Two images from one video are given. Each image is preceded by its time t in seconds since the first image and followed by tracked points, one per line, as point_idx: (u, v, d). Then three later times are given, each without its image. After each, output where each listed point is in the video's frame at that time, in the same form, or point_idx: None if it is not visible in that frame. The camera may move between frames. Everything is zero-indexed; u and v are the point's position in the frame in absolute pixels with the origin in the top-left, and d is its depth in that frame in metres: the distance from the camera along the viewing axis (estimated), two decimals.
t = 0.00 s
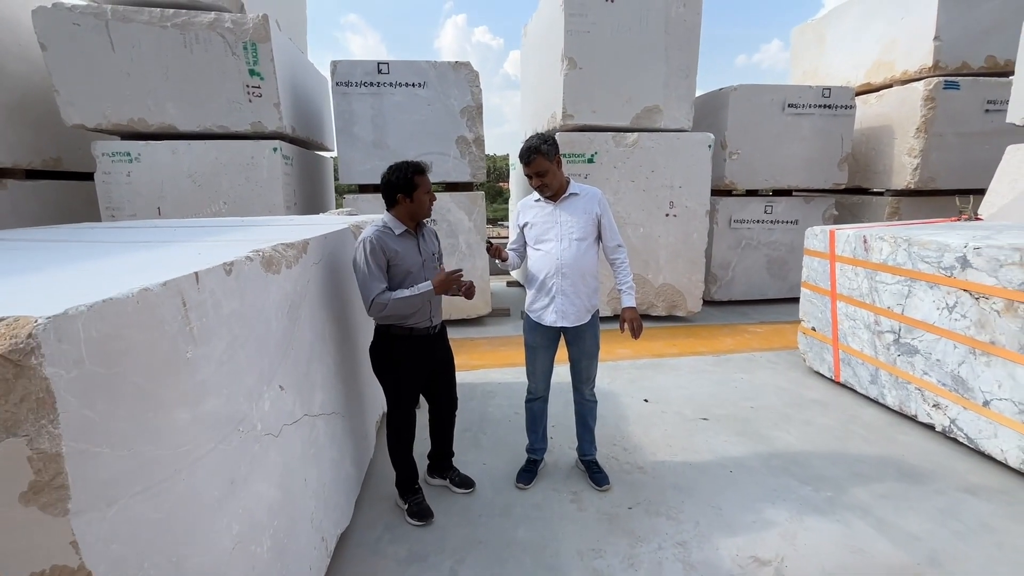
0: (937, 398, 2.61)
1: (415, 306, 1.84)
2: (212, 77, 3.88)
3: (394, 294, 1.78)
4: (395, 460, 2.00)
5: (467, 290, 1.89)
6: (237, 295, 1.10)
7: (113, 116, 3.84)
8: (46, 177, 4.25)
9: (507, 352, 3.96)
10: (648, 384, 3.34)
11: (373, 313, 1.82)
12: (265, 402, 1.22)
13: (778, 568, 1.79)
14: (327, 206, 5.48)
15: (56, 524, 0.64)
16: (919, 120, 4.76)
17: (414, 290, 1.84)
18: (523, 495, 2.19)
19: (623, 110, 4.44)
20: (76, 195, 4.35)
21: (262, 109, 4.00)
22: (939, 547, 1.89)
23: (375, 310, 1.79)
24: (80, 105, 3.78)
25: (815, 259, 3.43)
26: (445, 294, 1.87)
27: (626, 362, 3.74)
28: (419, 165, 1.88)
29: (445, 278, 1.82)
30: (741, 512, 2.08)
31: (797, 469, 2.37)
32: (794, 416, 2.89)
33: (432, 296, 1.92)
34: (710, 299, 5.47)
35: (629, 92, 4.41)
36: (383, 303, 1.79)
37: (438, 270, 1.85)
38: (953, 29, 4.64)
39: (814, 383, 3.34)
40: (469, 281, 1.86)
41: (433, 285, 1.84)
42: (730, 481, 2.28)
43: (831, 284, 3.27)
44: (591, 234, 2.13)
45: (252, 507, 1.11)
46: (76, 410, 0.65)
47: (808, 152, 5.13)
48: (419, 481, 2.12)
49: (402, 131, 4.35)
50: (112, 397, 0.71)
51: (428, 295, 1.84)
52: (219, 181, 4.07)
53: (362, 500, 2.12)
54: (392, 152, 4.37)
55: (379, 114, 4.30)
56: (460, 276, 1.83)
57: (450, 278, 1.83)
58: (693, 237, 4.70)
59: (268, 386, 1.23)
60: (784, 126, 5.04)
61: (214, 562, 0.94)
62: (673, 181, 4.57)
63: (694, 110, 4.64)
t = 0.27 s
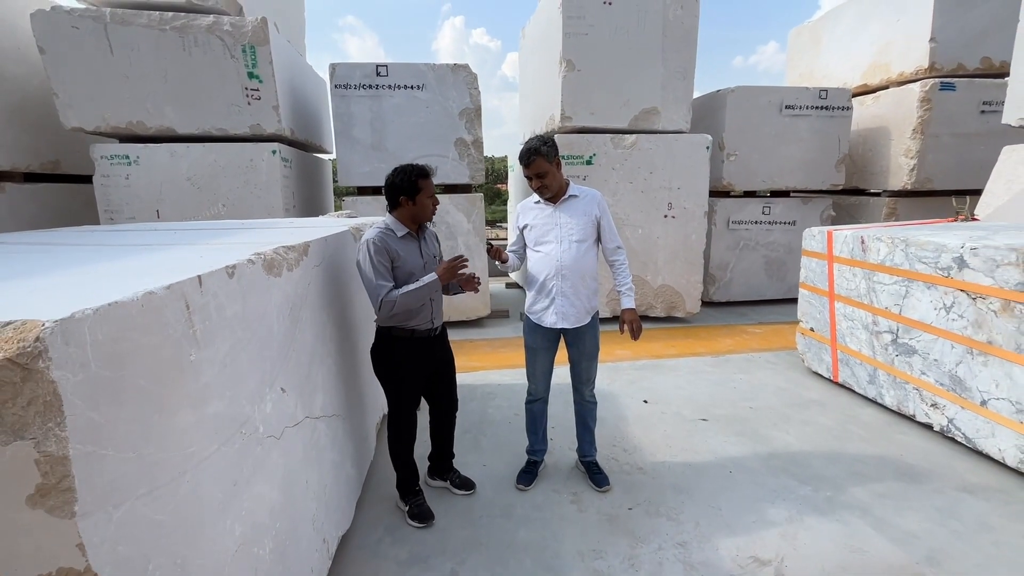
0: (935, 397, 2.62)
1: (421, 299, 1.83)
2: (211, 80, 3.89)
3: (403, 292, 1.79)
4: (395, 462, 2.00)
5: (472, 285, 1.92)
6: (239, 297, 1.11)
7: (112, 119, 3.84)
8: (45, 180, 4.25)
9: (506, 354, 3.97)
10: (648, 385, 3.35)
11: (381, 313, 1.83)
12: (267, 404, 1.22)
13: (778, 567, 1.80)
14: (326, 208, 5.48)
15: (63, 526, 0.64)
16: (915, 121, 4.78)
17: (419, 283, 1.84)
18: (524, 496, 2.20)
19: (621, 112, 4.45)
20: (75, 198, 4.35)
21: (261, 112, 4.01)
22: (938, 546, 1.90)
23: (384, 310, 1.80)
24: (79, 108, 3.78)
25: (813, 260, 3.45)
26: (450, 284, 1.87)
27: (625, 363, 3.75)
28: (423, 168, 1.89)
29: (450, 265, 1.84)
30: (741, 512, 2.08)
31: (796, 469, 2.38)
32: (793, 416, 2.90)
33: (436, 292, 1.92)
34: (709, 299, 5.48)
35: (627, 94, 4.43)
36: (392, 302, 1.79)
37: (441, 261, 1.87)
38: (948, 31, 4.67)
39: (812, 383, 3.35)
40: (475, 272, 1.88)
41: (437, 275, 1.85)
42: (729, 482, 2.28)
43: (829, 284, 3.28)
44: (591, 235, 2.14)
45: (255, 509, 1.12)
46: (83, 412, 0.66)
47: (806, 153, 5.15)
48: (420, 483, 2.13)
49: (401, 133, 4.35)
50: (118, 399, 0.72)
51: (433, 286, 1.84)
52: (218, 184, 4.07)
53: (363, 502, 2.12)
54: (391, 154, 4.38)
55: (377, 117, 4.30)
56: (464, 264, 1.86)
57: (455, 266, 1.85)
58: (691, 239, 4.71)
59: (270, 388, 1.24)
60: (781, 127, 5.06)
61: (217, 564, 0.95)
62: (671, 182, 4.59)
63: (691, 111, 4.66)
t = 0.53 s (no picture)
0: (937, 399, 2.61)
1: (424, 306, 1.84)
2: (209, 81, 3.87)
3: (405, 297, 1.79)
4: (396, 467, 1.99)
5: (476, 289, 1.92)
6: (238, 302, 1.09)
7: (109, 121, 3.82)
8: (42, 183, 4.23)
9: (506, 356, 3.95)
10: (649, 387, 3.34)
11: (382, 316, 1.81)
12: (266, 410, 1.21)
13: (782, 572, 1.78)
14: (324, 210, 5.46)
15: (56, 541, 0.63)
16: (914, 121, 4.78)
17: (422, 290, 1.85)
18: (525, 500, 2.18)
19: (620, 113, 4.44)
20: (73, 200, 4.33)
21: (259, 114, 3.99)
22: (942, 549, 1.88)
23: (385, 314, 1.79)
24: (76, 110, 3.76)
25: (814, 261, 3.44)
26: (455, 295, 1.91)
27: (626, 365, 3.73)
28: (426, 171, 1.88)
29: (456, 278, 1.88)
30: (744, 516, 2.07)
31: (799, 472, 2.37)
32: (794, 418, 2.89)
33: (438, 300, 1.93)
34: (709, 301, 5.47)
35: (626, 95, 4.42)
36: (393, 307, 1.79)
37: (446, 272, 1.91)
38: (948, 31, 4.67)
39: (814, 385, 3.33)
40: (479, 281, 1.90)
41: (442, 285, 1.88)
42: (732, 485, 2.27)
43: (830, 285, 3.27)
44: (592, 238, 2.13)
45: (254, 518, 1.10)
46: (78, 423, 0.64)
47: (805, 154, 5.14)
48: (420, 488, 2.11)
49: (400, 135, 4.34)
50: (114, 409, 0.70)
51: (438, 294, 1.87)
52: (216, 186, 4.06)
53: (363, 507, 2.10)
54: (390, 156, 4.36)
55: (376, 118, 4.29)
56: (472, 277, 1.90)
57: (461, 279, 1.89)
58: (691, 240, 4.70)
59: (269, 394, 1.22)
60: (781, 128, 5.06)
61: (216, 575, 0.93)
62: (671, 183, 4.57)
63: (691, 112, 4.65)
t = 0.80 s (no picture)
0: (947, 403, 2.57)
1: (422, 315, 1.81)
2: (207, 82, 3.84)
3: (404, 303, 1.76)
4: (397, 474, 1.95)
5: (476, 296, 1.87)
6: (234, 308, 1.06)
7: (107, 123, 3.78)
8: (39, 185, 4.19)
9: (507, 359, 3.92)
10: (652, 390, 3.30)
11: (380, 322, 1.79)
12: (263, 419, 1.17)
13: None
14: (324, 212, 5.43)
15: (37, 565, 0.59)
16: (918, 121, 4.74)
17: (421, 298, 1.81)
18: (528, 507, 2.14)
19: (622, 113, 4.41)
20: (70, 202, 4.29)
21: (258, 114, 3.95)
22: (955, 557, 1.84)
23: (382, 320, 1.77)
24: (73, 111, 3.73)
25: (819, 262, 3.40)
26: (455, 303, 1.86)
27: (629, 367, 3.70)
28: (430, 172, 1.84)
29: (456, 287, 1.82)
30: (752, 523, 2.03)
31: (806, 477, 2.33)
32: (800, 422, 2.85)
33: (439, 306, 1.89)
34: (711, 302, 5.43)
35: (628, 95, 4.38)
36: (391, 313, 1.76)
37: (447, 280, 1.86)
38: (952, 30, 4.63)
39: (819, 388, 3.29)
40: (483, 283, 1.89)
41: (442, 294, 1.83)
42: (739, 491, 2.23)
43: (836, 287, 3.24)
44: (597, 240, 2.10)
45: (250, 532, 1.06)
46: (60, 440, 0.60)
47: (808, 154, 5.11)
48: (422, 495, 2.07)
49: (400, 135, 4.30)
50: (100, 424, 0.66)
51: (437, 303, 1.83)
52: (215, 187, 4.02)
53: (363, 514, 2.07)
54: (390, 157, 4.33)
55: (376, 119, 4.25)
56: (472, 285, 1.85)
57: (461, 288, 1.84)
58: (694, 241, 4.66)
59: (266, 402, 1.19)
60: (783, 128, 5.02)
61: None
62: (674, 184, 4.54)
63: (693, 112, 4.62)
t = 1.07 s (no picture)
0: (959, 407, 2.52)
1: (423, 322, 1.77)
2: (207, 83, 3.80)
3: (405, 309, 1.72)
4: (400, 481, 1.91)
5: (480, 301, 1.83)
6: (231, 315, 1.01)
7: (106, 124, 3.75)
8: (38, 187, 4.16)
9: (510, 361, 3.87)
10: (657, 393, 3.25)
11: (380, 328, 1.75)
12: (262, 429, 1.13)
13: None
14: (325, 213, 5.39)
15: None
16: (925, 120, 4.69)
17: (423, 305, 1.77)
18: (534, 515, 2.10)
19: (626, 113, 4.36)
20: (70, 204, 4.26)
21: (258, 115, 3.92)
22: (972, 567, 1.80)
23: (383, 326, 1.72)
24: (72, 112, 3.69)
25: (827, 264, 3.36)
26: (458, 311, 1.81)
27: (633, 370, 3.65)
28: (434, 173, 1.80)
29: (460, 295, 1.77)
30: (763, 531, 1.98)
31: (817, 483, 2.28)
32: (809, 426, 2.80)
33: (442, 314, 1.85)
34: (715, 304, 5.38)
35: (632, 95, 4.34)
36: (392, 319, 1.72)
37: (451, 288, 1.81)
38: (959, 29, 4.59)
39: (827, 391, 3.25)
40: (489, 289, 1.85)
41: (445, 301, 1.78)
42: (748, 497, 2.19)
43: (844, 289, 3.19)
44: (604, 242, 2.06)
45: (248, 548, 1.02)
46: (37, 462, 0.56)
47: (813, 154, 5.06)
48: (425, 502, 2.03)
49: (401, 136, 4.26)
50: (84, 444, 0.62)
51: (440, 311, 1.78)
52: (215, 189, 3.98)
53: (365, 522, 2.03)
54: (391, 158, 4.29)
55: (377, 119, 4.21)
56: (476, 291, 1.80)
57: (465, 295, 1.79)
58: (698, 242, 4.61)
59: (265, 411, 1.15)
60: (788, 128, 4.97)
61: None
62: (678, 184, 4.49)
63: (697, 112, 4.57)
